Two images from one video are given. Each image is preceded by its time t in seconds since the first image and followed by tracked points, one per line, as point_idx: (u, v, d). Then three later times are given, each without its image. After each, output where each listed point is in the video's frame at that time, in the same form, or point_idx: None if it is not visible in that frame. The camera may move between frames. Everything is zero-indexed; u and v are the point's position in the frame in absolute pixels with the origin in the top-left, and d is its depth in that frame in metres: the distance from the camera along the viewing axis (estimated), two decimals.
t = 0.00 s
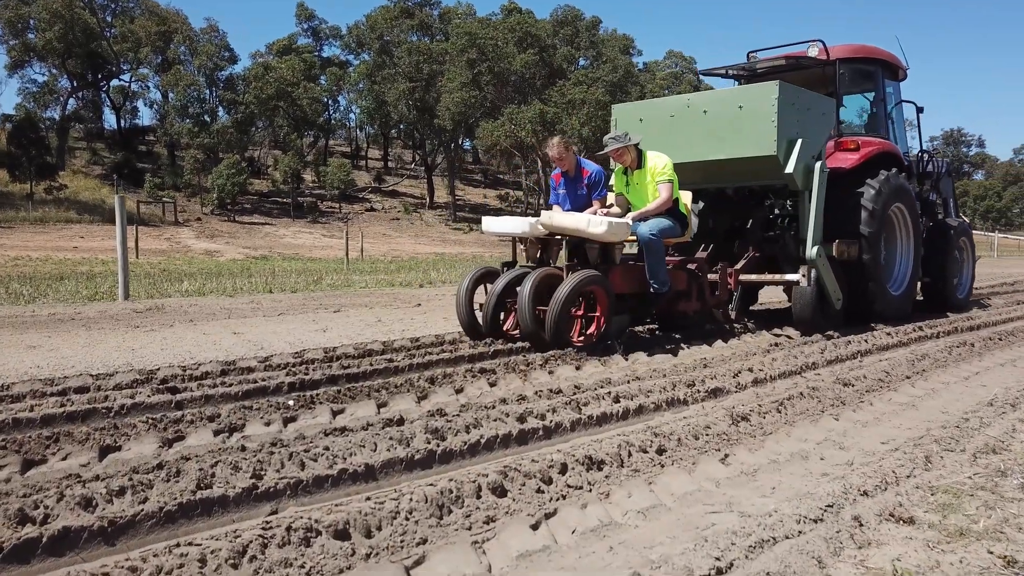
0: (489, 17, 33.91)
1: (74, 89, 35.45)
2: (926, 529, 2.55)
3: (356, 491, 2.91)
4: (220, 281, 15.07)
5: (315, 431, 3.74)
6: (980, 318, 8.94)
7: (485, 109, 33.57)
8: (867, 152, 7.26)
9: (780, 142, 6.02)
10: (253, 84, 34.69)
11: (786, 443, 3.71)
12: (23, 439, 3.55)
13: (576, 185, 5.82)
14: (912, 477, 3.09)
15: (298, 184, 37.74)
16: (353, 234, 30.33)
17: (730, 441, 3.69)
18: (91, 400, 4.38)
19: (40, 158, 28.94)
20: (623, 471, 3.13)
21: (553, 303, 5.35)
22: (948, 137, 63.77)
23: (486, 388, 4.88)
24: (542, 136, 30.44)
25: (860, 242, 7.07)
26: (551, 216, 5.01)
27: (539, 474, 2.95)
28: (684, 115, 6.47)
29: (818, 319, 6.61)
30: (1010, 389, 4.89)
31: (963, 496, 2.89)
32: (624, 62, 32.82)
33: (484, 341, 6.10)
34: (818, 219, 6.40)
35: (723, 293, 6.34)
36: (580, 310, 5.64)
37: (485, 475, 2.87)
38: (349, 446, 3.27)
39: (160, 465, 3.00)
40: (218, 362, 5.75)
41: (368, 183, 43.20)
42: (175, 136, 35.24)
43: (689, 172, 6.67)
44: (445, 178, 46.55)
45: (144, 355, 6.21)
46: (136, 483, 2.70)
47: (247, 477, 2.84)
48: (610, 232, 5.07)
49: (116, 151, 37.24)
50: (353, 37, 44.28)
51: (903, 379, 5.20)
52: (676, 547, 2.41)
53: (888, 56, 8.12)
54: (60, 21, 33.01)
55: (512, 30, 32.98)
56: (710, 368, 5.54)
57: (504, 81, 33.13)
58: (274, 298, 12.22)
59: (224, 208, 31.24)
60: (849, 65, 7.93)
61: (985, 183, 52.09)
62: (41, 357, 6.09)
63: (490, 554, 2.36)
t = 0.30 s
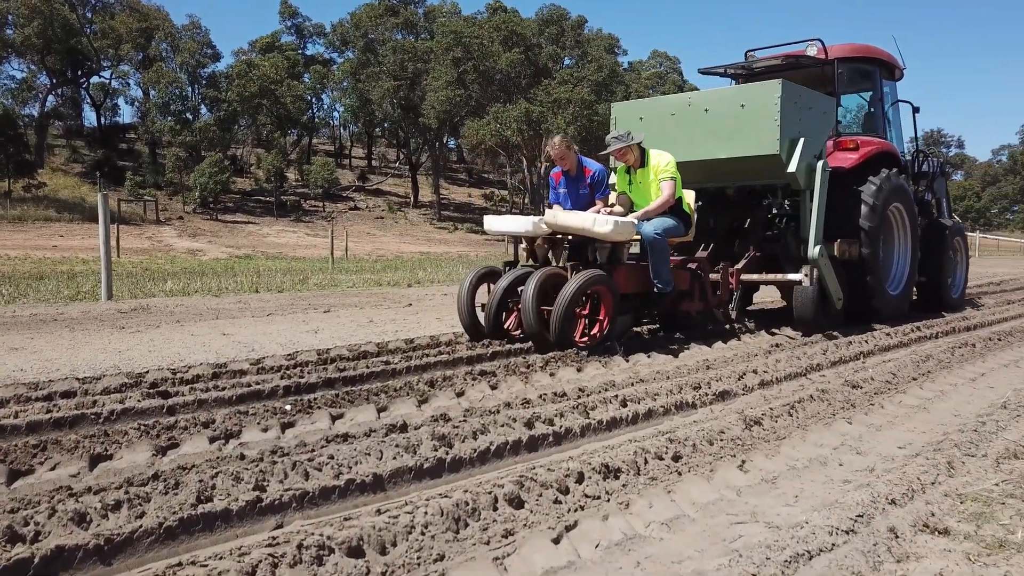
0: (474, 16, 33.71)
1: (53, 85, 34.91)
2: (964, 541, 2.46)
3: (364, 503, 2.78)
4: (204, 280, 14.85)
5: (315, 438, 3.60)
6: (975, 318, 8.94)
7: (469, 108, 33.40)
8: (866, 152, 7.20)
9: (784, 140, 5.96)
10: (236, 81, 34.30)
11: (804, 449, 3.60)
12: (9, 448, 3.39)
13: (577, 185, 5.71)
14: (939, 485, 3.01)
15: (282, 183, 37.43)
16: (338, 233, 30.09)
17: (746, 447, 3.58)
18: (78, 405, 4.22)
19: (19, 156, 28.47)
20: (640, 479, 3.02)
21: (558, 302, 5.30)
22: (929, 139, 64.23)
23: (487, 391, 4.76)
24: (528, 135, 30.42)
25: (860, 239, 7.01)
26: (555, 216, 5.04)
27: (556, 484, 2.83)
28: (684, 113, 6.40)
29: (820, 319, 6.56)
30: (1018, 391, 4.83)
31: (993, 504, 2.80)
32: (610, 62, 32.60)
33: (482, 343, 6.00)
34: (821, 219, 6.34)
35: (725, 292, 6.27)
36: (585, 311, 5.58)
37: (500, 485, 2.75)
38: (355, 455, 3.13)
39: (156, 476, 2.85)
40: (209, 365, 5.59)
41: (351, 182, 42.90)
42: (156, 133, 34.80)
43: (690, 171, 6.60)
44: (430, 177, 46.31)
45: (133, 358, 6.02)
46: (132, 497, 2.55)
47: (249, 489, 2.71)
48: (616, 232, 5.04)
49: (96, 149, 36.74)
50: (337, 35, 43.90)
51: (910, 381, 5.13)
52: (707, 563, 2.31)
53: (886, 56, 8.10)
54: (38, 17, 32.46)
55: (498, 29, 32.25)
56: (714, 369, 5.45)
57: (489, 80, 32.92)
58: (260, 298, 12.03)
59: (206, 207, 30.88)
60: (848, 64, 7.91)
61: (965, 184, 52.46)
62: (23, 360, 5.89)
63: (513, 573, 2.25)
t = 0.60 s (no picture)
0: (458, 14, 33.49)
1: (29, 82, 34.30)
2: (992, 554, 2.37)
3: (361, 516, 2.64)
4: (185, 279, 14.59)
5: (308, 445, 3.46)
6: (966, 318, 8.93)
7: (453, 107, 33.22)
8: (861, 151, 7.14)
9: (782, 139, 5.89)
10: (217, 79, 33.89)
11: (814, 455, 3.49)
12: None
13: (573, 184, 5.62)
14: (959, 493, 2.91)
15: (263, 181, 37.05)
16: (320, 232, 29.83)
17: (754, 453, 3.47)
18: (57, 411, 4.04)
19: None
20: (650, 488, 2.90)
21: (559, 301, 5.22)
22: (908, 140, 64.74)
23: (482, 396, 4.64)
24: (511, 134, 30.35)
25: (856, 238, 6.95)
26: (553, 214, 4.94)
27: (564, 495, 2.71)
28: (681, 111, 6.32)
29: (816, 319, 6.52)
30: (1020, 393, 4.76)
31: (1017, 513, 2.71)
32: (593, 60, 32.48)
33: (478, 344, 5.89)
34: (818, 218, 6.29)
35: (723, 292, 6.21)
36: (584, 311, 5.49)
37: (507, 498, 2.63)
38: (351, 465, 2.99)
39: (141, 490, 2.70)
40: (193, 368, 5.42)
41: (333, 180, 42.56)
42: (135, 131, 34.32)
43: (685, 169, 6.52)
44: (412, 176, 46.06)
45: (113, 360, 5.83)
46: (116, 512, 2.42)
47: (241, 503, 2.56)
48: (616, 230, 4.96)
49: (73, 146, 36.18)
50: (319, 32, 43.45)
51: (911, 382, 5.05)
52: None
53: (879, 55, 8.16)
54: (14, 12, 31.87)
55: (481, 27, 32.22)
56: (713, 371, 5.35)
57: (473, 78, 32.71)
58: (243, 298, 11.82)
59: (186, 205, 30.48)
60: (842, 63, 7.94)
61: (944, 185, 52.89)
62: None
63: None
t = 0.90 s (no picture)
0: (442, 12, 33.24)
1: (7, 78, 33.72)
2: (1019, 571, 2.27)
3: (354, 533, 2.51)
4: (167, 279, 14.33)
5: (298, 455, 3.32)
6: (957, 318, 8.94)
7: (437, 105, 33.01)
8: (855, 152, 7.15)
9: (778, 139, 5.84)
10: (199, 76, 33.45)
11: (820, 463, 3.38)
12: None
13: (562, 185, 5.52)
14: (976, 504, 2.81)
15: (245, 179, 36.67)
16: (304, 230, 29.54)
17: (760, 461, 3.35)
18: (31, 420, 3.86)
19: None
20: (656, 500, 2.78)
21: (557, 302, 5.15)
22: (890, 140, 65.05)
23: (475, 401, 4.52)
24: (495, 133, 30.23)
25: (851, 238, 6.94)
26: (553, 213, 4.89)
27: (568, 509, 2.58)
28: (676, 110, 6.26)
29: (811, 319, 6.54)
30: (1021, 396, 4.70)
31: None
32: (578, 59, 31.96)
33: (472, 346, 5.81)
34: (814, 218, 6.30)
35: (719, 292, 6.18)
36: (582, 311, 5.42)
37: (509, 513, 2.50)
38: (341, 476, 2.84)
39: (120, 506, 2.55)
40: (175, 371, 5.25)
41: (317, 179, 42.20)
42: (116, 128, 33.85)
43: (679, 169, 6.45)
44: (396, 174, 45.79)
45: (91, 364, 5.62)
46: (92, 534, 2.28)
47: (226, 521, 2.42)
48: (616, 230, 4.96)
49: (53, 144, 35.64)
50: (303, 29, 42.99)
51: (911, 385, 4.97)
52: None
53: (873, 55, 8.19)
54: None
55: (466, 25, 32.08)
56: (710, 374, 5.26)
57: (457, 77, 32.48)
58: (226, 298, 11.59)
59: (167, 203, 30.08)
60: (836, 62, 7.97)
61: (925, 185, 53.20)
62: None
63: None
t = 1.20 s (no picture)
0: (430, 10, 33.02)
1: None
2: None
3: (349, 549, 2.38)
4: (151, 278, 14.12)
5: (288, 464, 3.19)
6: (952, 318, 8.93)
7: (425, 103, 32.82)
8: (851, 151, 7.25)
9: (777, 137, 5.95)
10: (184, 74, 33.06)
11: (830, 470, 3.27)
12: None
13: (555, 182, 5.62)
14: (995, 514, 2.71)
15: (231, 178, 36.35)
16: (291, 229, 29.28)
17: (768, 468, 3.24)
18: (5, 428, 3.70)
19: None
20: (664, 511, 2.66)
21: (558, 302, 5.08)
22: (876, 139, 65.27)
23: (470, 404, 4.41)
24: (483, 131, 30.15)
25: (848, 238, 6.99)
26: (551, 213, 4.87)
27: (573, 523, 2.46)
28: (675, 108, 6.39)
29: (809, 319, 6.60)
30: None
31: None
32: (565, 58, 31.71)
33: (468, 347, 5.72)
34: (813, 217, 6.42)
35: (718, 293, 6.15)
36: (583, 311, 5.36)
37: (514, 528, 2.39)
38: (334, 488, 2.70)
39: (99, 521, 2.42)
40: (158, 375, 5.09)
41: (303, 177, 41.90)
42: (99, 126, 33.45)
43: (679, 167, 6.59)
44: (384, 173, 45.55)
45: (72, 367, 5.44)
46: (69, 554, 2.16)
47: (212, 539, 2.29)
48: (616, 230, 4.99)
49: (35, 141, 35.19)
50: (289, 27, 42.63)
51: (913, 387, 4.89)
52: None
53: (868, 54, 8.29)
54: None
55: (454, 24, 31.92)
56: (709, 377, 5.18)
57: (445, 75, 32.26)
58: (212, 298, 11.39)
59: (152, 202, 29.76)
60: (832, 61, 8.07)
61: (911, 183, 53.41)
62: None
63: None
